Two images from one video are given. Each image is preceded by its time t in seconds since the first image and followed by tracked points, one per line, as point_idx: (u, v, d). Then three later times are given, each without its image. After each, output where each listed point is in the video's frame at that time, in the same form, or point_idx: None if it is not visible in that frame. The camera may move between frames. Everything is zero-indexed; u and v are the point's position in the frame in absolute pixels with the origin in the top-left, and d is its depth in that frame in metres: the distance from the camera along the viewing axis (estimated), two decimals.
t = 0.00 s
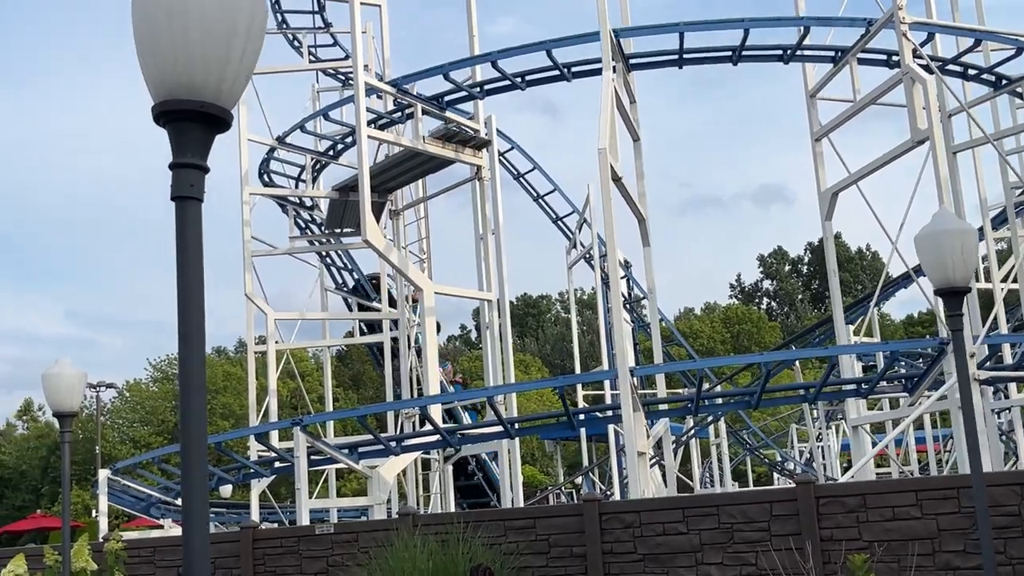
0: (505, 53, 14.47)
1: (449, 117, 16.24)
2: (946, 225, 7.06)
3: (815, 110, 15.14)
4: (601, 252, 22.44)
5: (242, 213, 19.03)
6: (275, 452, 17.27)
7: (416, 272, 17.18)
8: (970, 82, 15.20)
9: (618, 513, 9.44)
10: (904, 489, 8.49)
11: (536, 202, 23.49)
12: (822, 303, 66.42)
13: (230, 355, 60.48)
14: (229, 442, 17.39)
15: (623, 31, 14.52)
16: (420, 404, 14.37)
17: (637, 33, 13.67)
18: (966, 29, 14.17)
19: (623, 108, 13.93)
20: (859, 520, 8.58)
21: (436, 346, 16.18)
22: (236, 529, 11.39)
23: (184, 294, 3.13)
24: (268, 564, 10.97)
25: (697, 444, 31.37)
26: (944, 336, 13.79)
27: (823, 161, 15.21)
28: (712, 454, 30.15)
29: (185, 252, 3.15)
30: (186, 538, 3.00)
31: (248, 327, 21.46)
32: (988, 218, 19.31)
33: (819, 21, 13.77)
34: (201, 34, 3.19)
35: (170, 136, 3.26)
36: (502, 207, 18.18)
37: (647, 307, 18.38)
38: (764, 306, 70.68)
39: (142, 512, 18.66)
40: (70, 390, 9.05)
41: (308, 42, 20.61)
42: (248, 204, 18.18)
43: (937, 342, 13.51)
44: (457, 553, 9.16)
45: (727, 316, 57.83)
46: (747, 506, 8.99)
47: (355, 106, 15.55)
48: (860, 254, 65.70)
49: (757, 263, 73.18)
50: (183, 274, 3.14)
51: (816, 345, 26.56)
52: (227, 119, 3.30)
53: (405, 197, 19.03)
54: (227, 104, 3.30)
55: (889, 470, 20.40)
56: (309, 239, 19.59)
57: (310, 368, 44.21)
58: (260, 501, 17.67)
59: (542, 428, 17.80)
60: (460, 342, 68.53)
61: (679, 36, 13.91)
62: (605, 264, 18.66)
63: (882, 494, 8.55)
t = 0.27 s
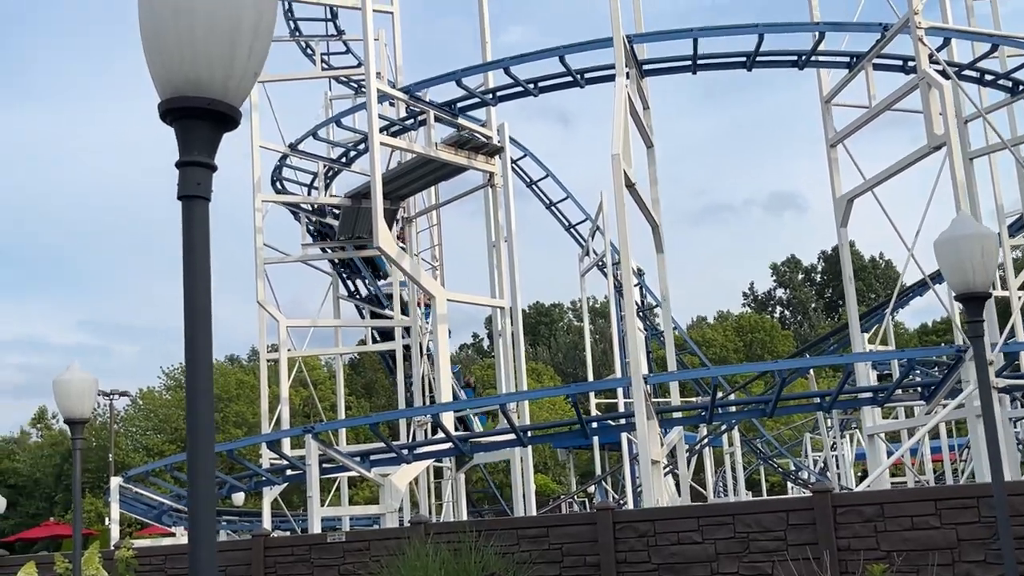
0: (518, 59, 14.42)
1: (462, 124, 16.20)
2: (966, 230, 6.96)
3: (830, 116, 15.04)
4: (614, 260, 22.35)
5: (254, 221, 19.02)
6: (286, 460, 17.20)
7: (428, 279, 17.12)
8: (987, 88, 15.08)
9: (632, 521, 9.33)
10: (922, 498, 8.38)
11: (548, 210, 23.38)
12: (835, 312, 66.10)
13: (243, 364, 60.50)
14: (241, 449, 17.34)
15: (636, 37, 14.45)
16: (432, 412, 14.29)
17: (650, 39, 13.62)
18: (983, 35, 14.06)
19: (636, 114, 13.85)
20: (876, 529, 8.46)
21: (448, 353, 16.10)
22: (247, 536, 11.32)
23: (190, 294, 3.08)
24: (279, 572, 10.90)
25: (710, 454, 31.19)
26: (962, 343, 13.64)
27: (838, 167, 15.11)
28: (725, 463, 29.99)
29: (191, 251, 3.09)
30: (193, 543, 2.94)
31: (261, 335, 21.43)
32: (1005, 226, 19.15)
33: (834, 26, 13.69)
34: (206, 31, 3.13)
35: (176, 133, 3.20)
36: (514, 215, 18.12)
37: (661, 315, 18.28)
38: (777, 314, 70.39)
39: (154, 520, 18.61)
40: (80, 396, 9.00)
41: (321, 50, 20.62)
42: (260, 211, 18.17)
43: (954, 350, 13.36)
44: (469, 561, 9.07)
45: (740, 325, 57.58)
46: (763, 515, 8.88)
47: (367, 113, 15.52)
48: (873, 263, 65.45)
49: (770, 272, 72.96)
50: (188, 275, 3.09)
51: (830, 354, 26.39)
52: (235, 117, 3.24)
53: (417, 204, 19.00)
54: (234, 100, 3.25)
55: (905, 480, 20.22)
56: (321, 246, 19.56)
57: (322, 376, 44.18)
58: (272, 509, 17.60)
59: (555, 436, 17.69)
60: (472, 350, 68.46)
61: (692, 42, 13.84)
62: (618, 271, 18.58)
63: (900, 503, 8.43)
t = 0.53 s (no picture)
0: (524, 67, 14.34)
1: (468, 133, 16.13)
2: (978, 238, 6.86)
3: (838, 126, 14.93)
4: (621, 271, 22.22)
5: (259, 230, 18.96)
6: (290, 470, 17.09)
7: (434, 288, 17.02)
8: (997, 97, 14.96)
9: (638, 533, 9.19)
10: (933, 511, 8.24)
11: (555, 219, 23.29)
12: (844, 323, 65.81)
13: (250, 375, 60.46)
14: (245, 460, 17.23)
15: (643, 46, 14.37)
16: (436, 422, 14.18)
17: (657, 47, 13.53)
18: (993, 43, 13.94)
19: (642, 122, 13.76)
20: (886, 542, 8.32)
21: (453, 363, 16.00)
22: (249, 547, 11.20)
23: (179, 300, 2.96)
24: None
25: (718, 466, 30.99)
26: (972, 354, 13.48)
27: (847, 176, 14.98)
28: (734, 476, 29.77)
29: (179, 255, 2.98)
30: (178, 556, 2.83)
31: (266, 345, 21.34)
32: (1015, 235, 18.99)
33: (842, 34, 13.59)
34: (197, 29, 3.03)
35: (165, 132, 3.10)
36: (521, 225, 18.03)
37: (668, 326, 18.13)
38: (785, 326, 70.13)
39: (157, 530, 18.51)
40: (81, 404, 8.91)
41: (327, 59, 20.59)
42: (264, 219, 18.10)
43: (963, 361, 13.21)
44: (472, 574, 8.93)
45: (748, 336, 57.35)
46: (771, 528, 8.74)
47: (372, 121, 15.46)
48: (882, 275, 65.19)
49: (778, 283, 72.73)
50: (177, 279, 2.98)
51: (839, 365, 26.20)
52: (226, 116, 3.14)
53: (423, 214, 18.92)
54: (226, 98, 3.14)
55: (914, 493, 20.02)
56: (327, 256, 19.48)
57: (329, 387, 44.07)
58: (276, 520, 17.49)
59: (561, 447, 17.55)
60: (479, 361, 68.33)
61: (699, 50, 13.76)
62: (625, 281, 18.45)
63: (910, 516, 8.30)
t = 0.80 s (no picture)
0: (523, 80, 14.30)
1: (467, 144, 16.08)
2: (979, 251, 6.76)
3: (840, 138, 14.86)
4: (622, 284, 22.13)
5: (258, 241, 18.91)
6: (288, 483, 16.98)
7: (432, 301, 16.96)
8: (999, 111, 14.88)
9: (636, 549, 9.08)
10: (934, 527, 8.15)
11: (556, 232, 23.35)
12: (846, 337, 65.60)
13: (252, 388, 60.33)
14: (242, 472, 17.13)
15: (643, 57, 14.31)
16: (435, 435, 14.08)
17: (656, 60, 13.49)
18: (995, 57, 13.87)
19: (642, 134, 13.70)
20: (886, 559, 8.22)
21: (452, 376, 15.91)
22: (244, 562, 11.09)
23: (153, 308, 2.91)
24: None
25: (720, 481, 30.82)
26: (975, 369, 13.39)
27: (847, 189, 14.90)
28: (735, 490, 29.61)
29: (154, 262, 2.92)
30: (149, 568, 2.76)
31: (264, 358, 21.26)
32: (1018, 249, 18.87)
33: (843, 47, 13.53)
34: (178, 32, 2.97)
35: (142, 135, 3.04)
36: (521, 238, 17.97)
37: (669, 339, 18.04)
38: (788, 340, 69.98)
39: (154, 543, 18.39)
40: (75, 416, 8.83)
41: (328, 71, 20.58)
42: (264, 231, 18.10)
43: (966, 374, 13.13)
44: None
45: (750, 350, 57.18)
46: (770, 544, 8.64)
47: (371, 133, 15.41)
48: (885, 289, 65.01)
49: (781, 297, 72.56)
50: (151, 288, 2.92)
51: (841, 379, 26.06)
52: (206, 119, 3.08)
53: (423, 226, 18.86)
54: (204, 103, 3.09)
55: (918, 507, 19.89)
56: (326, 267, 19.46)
57: (330, 400, 43.96)
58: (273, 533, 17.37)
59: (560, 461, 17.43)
60: (482, 375, 68.23)
61: (699, 62, 13.71)
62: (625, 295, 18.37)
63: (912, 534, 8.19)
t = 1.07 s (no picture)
0: (515, 92, 14.26)
1: (458, 157, 16.04)
2: (969, 263, 6.72)
3: (831, 152, 14.85)
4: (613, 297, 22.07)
5: (248, 253, 18.83)
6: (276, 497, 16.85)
7: (423, 313, 16.88)
8: (990, 126, 14.88)
9: (625, 564, 8.98)
10: (925, 542, 8.08)
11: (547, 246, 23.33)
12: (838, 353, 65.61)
13: (242, 401, 60.07)
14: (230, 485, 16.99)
15: (634, 70, 14.29)
16: (424, 448, 13.97)
17: (648, 73, 13.46)
18: (986, 71, 13.87)
19: (633, 147, 13.66)
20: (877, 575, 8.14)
21: (442, 389, 15.81)
22: None
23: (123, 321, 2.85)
24: None
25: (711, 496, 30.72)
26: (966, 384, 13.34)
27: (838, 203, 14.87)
28: (727, 505, 29.51)
29: (123, 276, 2.85)
30: None
31: (254, 371, 21.14)
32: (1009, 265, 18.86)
33: (834, 61, 13.53)
34: (148, 28, 2.91)
35: (113, 136, 3.00)
36: (512, 250, 17.90)
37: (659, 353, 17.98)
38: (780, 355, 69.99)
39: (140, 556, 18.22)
40: (59, 428, 8.71)
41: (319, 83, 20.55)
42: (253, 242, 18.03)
43: (957, 389, 13.08)
44: None
45: (742, 366, 57.14)
46: (761, 559, 8.55)
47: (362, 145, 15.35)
48: (877, 306, 65.08)
49: (773, 313, 72.59)
50: (121, 302, 2.85)
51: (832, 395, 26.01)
52: (179, 119, 3.03)
53: (413, 237, 18.80)
54: (177, 102, 3.04)
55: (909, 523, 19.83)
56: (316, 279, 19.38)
57: (321, 414, 43.76)
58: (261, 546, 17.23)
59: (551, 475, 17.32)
60: (474, 389, 68.07)
61: (690, 75, 13.69)
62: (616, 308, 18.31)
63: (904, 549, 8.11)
